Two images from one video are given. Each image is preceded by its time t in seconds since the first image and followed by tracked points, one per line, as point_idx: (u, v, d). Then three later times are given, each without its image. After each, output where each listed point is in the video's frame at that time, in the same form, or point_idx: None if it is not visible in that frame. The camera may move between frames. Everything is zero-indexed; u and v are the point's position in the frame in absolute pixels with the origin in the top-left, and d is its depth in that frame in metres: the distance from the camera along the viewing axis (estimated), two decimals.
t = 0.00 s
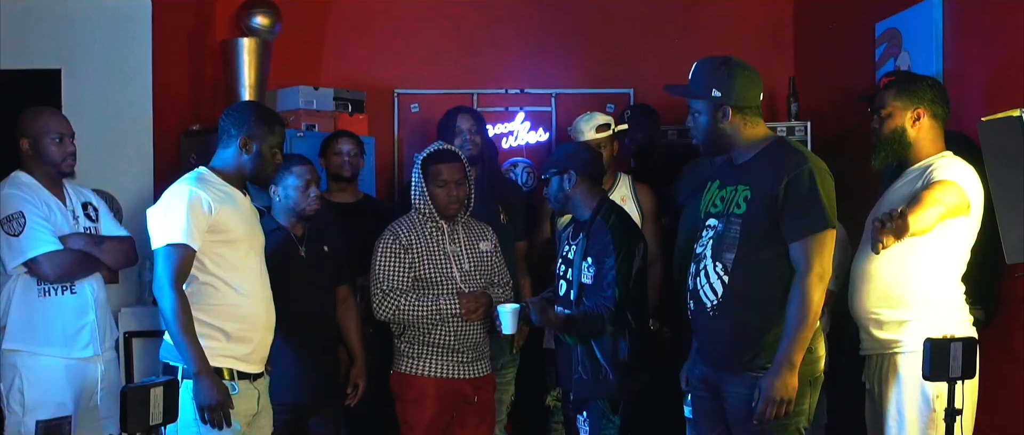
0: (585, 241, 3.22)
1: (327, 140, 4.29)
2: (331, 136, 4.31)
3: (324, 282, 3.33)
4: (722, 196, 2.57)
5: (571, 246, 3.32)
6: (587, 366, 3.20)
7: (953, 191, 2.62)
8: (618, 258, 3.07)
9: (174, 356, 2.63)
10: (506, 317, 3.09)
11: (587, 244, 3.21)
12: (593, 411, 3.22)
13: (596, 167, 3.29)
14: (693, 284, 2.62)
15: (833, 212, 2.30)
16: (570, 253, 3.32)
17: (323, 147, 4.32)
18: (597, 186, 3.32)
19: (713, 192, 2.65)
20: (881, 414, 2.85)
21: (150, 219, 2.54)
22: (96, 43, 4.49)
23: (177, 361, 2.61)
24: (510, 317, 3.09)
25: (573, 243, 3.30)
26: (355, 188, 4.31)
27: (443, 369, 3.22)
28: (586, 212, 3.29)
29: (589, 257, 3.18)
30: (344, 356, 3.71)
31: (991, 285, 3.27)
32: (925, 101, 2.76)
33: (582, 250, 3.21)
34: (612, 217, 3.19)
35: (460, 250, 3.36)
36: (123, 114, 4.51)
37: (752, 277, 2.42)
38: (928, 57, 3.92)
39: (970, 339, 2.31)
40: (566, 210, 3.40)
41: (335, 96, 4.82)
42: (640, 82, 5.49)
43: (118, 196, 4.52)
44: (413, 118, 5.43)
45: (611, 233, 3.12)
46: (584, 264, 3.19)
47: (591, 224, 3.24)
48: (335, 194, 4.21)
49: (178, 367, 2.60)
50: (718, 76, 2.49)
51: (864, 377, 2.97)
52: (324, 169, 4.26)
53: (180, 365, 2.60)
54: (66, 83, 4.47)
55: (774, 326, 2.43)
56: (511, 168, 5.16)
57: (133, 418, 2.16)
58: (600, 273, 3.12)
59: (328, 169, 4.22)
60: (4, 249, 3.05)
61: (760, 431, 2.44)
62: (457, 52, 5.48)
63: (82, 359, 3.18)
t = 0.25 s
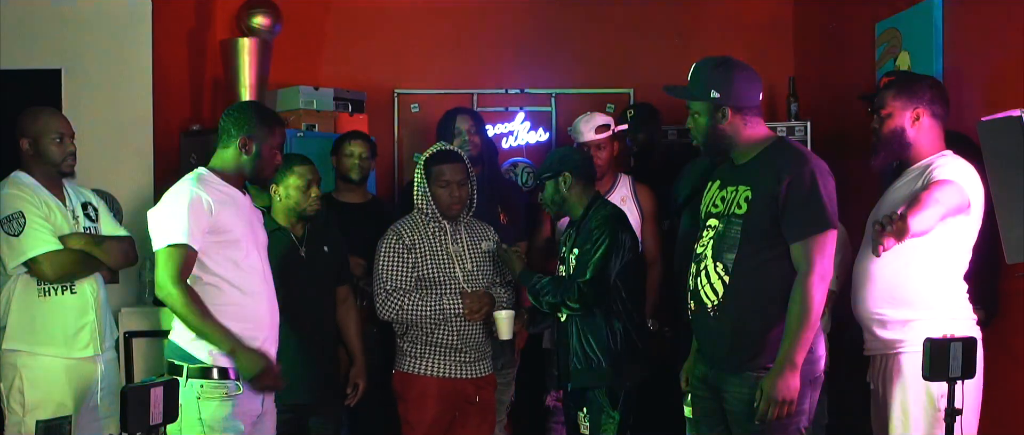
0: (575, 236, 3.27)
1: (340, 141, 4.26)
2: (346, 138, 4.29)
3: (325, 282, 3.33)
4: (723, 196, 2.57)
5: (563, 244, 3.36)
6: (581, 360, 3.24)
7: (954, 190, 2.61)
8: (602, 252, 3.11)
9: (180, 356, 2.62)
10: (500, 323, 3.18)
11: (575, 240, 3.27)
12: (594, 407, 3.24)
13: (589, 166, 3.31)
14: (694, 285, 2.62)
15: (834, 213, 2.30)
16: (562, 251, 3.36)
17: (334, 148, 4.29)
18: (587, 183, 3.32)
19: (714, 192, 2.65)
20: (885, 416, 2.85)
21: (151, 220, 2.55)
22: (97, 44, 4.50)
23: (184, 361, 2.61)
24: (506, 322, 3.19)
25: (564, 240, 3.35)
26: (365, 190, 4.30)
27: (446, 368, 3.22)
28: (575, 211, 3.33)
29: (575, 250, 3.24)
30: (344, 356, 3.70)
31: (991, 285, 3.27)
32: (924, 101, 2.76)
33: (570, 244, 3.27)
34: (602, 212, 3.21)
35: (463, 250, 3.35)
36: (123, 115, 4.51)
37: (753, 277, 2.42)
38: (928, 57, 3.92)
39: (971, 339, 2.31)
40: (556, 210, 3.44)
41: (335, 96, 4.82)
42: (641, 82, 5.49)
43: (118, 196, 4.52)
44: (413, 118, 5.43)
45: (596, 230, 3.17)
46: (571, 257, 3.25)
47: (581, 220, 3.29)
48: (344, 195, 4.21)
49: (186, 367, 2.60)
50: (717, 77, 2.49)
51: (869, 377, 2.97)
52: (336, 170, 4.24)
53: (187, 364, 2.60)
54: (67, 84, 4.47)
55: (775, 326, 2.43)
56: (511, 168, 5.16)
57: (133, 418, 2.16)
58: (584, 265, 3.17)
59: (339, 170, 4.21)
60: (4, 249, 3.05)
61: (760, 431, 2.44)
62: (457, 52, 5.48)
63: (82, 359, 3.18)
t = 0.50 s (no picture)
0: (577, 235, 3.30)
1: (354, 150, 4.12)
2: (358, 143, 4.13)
3: (325, 282, 3.33)
4: (724, 196, 2.57)
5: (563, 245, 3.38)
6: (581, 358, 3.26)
7: (952, 190, 2.61)
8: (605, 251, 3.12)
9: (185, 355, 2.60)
10: (503, 317, 3.15)
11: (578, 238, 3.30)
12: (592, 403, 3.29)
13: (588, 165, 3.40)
14: (694, 285, 2.62)
15: (834, 214, 2.30)
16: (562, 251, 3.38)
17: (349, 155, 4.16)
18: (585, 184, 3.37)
19: (714, 192, 2.65)
20: (887, 415, 2.85)
21: (154, 224, 2.57)
22: (96, 44, 4.50)
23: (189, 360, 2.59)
24: (509, 316, 3.16)
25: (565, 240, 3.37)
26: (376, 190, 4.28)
27: (448, 368, 3.22)
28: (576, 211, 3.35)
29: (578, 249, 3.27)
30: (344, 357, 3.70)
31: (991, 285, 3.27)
32: (920, 101, 2.76)
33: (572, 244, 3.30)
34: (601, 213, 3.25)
35: (465, 249, 3.34)
36: (123, 115, 4.51)
37: (754, 278, 2.42)
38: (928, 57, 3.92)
39: (971, 340, 2.31)
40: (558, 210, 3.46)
41: (335, 96, 4.82)
42: (640, 82, 5.49)
43: (118, 196, 4.52)
44: (413, 117, 5.43)
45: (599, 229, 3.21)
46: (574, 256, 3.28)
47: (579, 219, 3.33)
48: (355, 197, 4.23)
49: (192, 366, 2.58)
50: (717, 77, 2.49)
51: (869, 377, 2.97)
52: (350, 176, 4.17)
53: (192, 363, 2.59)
54: (66, 84, 4.47)
55: (775, 326, 2.43)
56: (511, 168, 5.17)
57: (133, 419, 2.16)
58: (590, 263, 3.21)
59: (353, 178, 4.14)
60: (4, 249, 3.05)
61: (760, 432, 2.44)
62: (457, 52, 5.48)
63: (82, 358, 3.18)
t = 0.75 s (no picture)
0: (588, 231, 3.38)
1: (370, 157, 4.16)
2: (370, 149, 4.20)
3: (325, 282, 3.33)
4: (724, 196, 2.56)
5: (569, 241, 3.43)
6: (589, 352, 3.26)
7: (950, 192, 2.61)
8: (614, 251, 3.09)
9: (188, 356, 2.60)
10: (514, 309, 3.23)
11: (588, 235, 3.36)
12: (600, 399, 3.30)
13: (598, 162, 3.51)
14: (695, 285, 2.62)
15: (836, 213, 2.30)
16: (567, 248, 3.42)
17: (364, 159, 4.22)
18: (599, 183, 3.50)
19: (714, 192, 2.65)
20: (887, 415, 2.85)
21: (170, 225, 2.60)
22: (96, 43, 4.49)
23: (193, 361, 2.59)
24: (519, 309, 3.24)
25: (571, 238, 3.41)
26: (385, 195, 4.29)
27: (453, 368, 3.21)
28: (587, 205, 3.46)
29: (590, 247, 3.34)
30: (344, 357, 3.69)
31: (991, 285, 3.27)
32: (919, 101, 2.76)
33: (582, 241, 3.36)
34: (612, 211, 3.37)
35: (470, 250, 3.34)
36: (123, 114, 4.51)
37: (755, 278, 2.42)
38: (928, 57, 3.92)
39: (971, 340, 2.30)
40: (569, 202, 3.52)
41: (335, 96, 4.82)
42: (640, 82, 5.48)
43: (117, 196, 4.51)
44: (413, 117, 5.43)
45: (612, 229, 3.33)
46: (585, 253, 3.34)
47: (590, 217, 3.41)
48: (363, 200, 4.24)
49: (195, 367, 2.58)
50: (717, 77, 2.49)
51: (870, 378, 2.97)
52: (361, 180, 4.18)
53: (195, 364, 2.58)
54: (66, 84, 4.47)
55: (776, 327, 2.42)
56: (511, 168, 5.16)
57: (133, 418, 2.16)
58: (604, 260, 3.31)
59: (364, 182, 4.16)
60: (3, 249, 3.04)
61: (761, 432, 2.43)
62: (457, 52, 5.48)
63: (82, 359, 3.17)
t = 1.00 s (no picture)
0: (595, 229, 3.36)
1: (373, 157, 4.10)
2: (374, 150, 4.12)
3: (325, 282, 3.33)
4: (724, 196, 2.56)
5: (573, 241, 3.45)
6: (598, 351, 3.28)
7: (950, 194, 2.62)
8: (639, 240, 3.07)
9: (188, 355, 2.60)
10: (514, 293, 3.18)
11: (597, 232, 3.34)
12: (608, 399, 3.27)
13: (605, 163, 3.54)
14: (695, 286, 2.62)
15: (835, 213, 2.30)
16: (574, 246, 3.43)
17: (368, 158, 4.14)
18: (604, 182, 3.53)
19: (714, 192, 2.64)
20: (885, 415, 2.83)
21: (175, 222, 2.61)
22: (96, 43, 4.49)
23: (192, 361, 2.59)
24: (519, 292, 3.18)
25: (576, 237, 3.45)
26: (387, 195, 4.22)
27: (457, 368, 3.21)
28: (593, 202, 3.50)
29: (600, 242, 3.32)
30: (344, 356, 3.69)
31: (991, 285, 3.27)
32: (919, 101, 2.76)
33: (591, 237, 3.36)
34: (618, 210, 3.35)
35: (473, 249, 3.34)
36: (123, 114, 4.51)
37: (755, 278, 2.42)
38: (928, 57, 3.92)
39: (971, 340, 2.30)
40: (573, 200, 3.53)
41: (335, 96, 4.82)
42: (641, 82, 5.48)
43: (118, 196, 4.51)
44: (413, 117, 5.43)
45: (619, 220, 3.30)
46: (595, 249, 3.32)
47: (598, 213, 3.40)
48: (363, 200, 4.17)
49: (194, 366, 2.58)
50: (716, 77, 2.49)
51: (868, 378, 2.96)
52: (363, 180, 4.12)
53: (195, 363, 2.58)
54: (66, 83, 4.47)
55: (776, 327, 2.42)
56: (511, 168, 5.16)
57: (133, 418, 2.15)
58: (614, 255, 3.28)
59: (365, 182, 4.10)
60: (3, 249, 3.04)
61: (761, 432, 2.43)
62: (457, 52, 5.48)
63: (81, 359, 3.17)
